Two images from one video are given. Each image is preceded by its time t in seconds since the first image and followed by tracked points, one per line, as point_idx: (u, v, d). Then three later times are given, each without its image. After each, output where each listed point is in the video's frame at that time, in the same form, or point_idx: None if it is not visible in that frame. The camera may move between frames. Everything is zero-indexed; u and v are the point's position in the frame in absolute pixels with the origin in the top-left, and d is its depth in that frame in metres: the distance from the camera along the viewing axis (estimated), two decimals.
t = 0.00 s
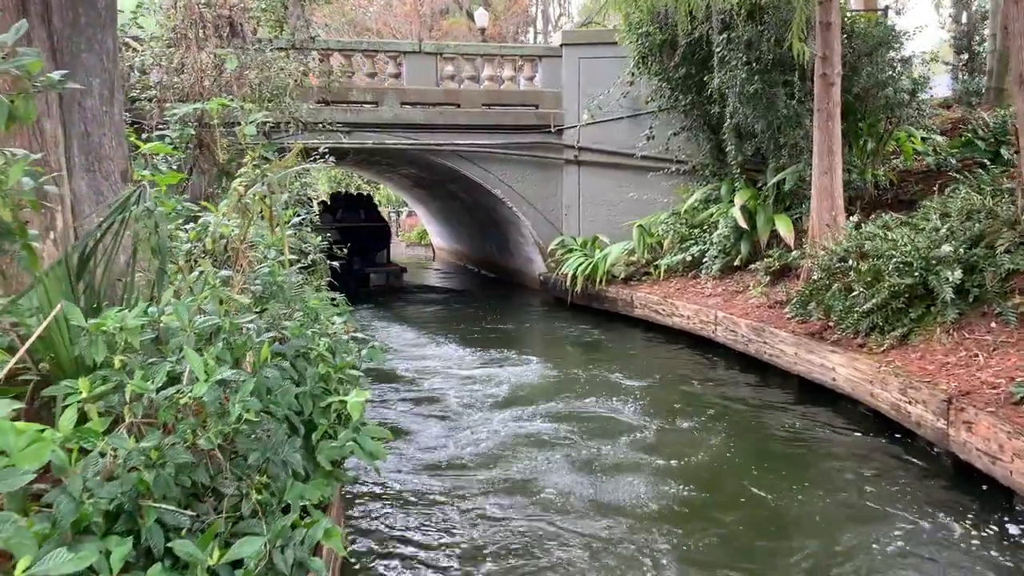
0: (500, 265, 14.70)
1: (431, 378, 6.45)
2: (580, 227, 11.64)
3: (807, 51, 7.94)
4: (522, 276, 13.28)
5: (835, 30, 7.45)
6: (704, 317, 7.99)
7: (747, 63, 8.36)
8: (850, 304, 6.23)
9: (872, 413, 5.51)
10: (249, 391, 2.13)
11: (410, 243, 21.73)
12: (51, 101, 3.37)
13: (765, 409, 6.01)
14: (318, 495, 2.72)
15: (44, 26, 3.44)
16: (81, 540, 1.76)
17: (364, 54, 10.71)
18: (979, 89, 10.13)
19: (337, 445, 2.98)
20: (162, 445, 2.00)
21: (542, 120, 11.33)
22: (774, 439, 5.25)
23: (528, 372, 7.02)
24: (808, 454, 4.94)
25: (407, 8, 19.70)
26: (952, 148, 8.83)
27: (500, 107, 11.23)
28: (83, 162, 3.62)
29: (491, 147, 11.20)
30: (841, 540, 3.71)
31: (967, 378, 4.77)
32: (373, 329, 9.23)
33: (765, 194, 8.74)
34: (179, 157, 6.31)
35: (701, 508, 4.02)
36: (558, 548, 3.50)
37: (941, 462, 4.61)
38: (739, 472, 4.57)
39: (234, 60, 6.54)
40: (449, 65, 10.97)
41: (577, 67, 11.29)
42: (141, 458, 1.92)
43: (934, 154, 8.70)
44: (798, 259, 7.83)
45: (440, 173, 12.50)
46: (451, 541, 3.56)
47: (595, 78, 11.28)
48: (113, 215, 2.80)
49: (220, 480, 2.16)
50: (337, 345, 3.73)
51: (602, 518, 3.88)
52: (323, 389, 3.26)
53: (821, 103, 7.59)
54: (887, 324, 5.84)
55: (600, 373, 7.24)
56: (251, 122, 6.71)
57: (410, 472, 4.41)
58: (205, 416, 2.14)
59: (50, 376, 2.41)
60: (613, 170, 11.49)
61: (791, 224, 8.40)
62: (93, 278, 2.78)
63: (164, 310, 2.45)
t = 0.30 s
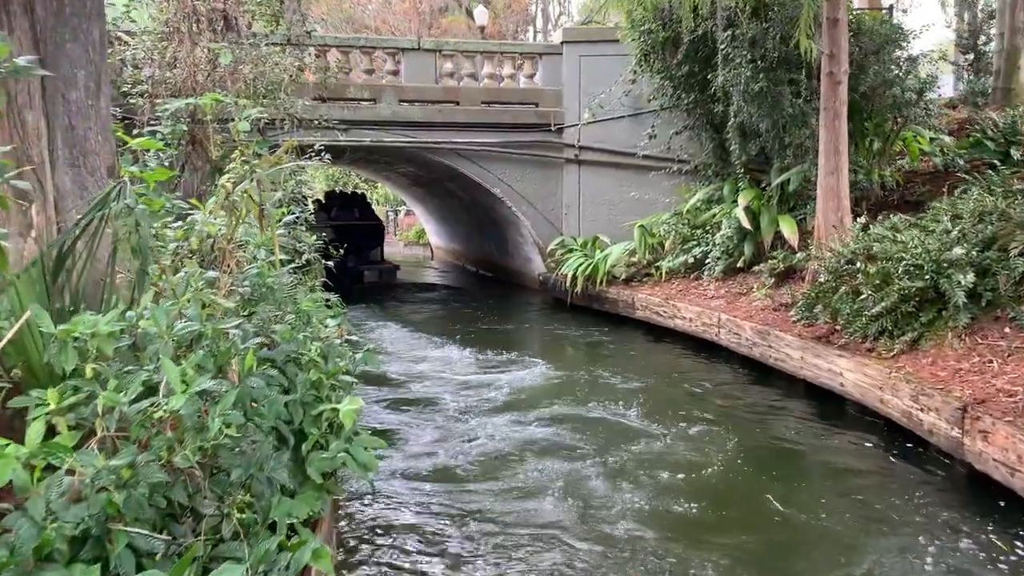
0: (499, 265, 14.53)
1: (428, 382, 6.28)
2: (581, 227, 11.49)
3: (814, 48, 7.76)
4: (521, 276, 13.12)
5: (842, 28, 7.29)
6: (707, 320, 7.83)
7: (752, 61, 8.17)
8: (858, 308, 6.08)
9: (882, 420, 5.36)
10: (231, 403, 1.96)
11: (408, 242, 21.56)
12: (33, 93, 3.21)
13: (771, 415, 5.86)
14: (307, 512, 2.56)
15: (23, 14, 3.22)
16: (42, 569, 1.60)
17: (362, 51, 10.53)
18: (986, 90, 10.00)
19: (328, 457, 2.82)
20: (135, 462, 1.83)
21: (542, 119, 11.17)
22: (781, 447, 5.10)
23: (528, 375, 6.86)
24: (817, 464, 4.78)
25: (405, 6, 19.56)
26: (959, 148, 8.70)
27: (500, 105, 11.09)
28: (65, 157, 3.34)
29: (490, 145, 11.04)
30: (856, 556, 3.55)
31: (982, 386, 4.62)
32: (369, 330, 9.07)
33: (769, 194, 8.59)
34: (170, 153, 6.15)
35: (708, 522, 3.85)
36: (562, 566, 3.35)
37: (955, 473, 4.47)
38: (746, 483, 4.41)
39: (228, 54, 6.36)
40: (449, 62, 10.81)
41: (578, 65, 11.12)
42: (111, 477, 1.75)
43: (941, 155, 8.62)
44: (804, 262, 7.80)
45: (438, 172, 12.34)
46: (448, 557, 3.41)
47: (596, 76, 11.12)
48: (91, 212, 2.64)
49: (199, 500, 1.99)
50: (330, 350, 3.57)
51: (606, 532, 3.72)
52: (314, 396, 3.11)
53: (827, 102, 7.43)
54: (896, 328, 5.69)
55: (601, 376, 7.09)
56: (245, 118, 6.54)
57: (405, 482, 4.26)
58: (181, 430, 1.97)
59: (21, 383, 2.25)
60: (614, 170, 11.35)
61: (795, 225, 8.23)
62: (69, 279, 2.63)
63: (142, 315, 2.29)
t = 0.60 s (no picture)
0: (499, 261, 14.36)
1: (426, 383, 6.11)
2: (582, 224, 11.30)
3: (822, 40, 7.59)
4: (522, 273, 12.94)
5: (851, 20, 7.13)
6: (711, 319, 7.66)
7: (758, 54, 8.02)
8: (869, 307, 5.91)
9: (894, 423, 5.19)
10: (207, 415, 1.79)
11: (407, 238, 21.38)
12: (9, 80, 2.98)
13: (779, 417, 5.70)
14: (295, 527, 2.40)
15: None
16: None
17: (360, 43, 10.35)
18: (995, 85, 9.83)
19: (318, 467, 2.67)
20: (101, 480, 1.67)
21: (542, 113, 10.97)
22: (790, 452, 4.94)
23: (528, 374, 6.69)
24: (828, 470, 4.62)
25: None
26: (969, 144, 8.53)
27: (500, 99, 10.89)
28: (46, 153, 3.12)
29: (490, 140, 10.86)
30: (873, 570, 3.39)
31: (1000, 390, 4.45)
32: (367, 328, 8.91)
33: (774, 190, 8.43)
34: (162, 146, 5.98)
35: (717, 532, 3.69)
36: None
37: (973, 480, 4.31)
38: (756, 491, 4.26)
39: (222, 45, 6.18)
40: (448, 55, 10.62)
41: (580, 59, 10.94)
42: (73, 498, 1.59)
43: (949, 150, 8.43)
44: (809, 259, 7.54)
45: (437, 167, 12.16)
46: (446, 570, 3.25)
47: (598, 70, 10.95)
48: (66, 206, 2.47)
49: (173, 520, 1.83)
50: (323, 352, 3.41)
51: (610, 543, 3.57)
52: (304, 401, 2.95)
53: (836, 97, 7.26)
54: (909, 328, 5.51)
55: (603, 375, 6.93)
56: (239, 111, 6.37)
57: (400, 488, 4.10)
58: (154, 443, 1.80)
59: None
60: (616, 165, 11.18)
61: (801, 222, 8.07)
62: (41, 278, 2.46)
63: (115, 317, 2.12)
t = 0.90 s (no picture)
0: (501, 255, 14.19)
1: (426, 382, 5.94)
2: (585, 217, 11.13)
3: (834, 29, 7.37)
4: (523, 266, 12.77)
5: (862, 9, 6.92)
6: (717, 315, 7.49)
7: (766, 44, 7.78)
8: (882, 303, 5.74)
9: (908, 423, 5.03)
10: (181, 429, 1.63)
11: (408, 232, 21.18)
12: None
13: (789, 416, 5.54)
14: (282, 543, 2.25)
15: None
16: None
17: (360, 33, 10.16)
18: (1007, 75, 9.64)
19: (309, 477, 2.52)
20: (62, 502, 1.50)
21: (545, 104, 10.78)
22: (802, 453, 4.79)
23: (531, 371, 6.53)
24: (840, 475, 4.47)
25: None
26: (982, 136, 8.36)
27: (501, 90, 10.71)
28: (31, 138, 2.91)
29: (491, 132, 10.67)
30: None
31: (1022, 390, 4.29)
32: (366, 323, 8.75)
33: (781, 183, 8.26)
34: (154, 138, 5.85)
35: (728, 542, 3.54)
36: None
37: (993, 485, 4.14)
38: (768, 496, 4.10)
39: (217, 32, 5.99)
40: (450, 45, 10.44)
41: (583, 50, 10.75)
42: (29, 523, 1.42)
43: (961, 142, 8.28)
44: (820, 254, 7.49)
45: (438, 159, 11.98)
46: None
47: (601, 60, 10.75)
48: (38, 197, 2.31)
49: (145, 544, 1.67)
50: (318, 351, 3.26)
51: (618, 554, 3.41)
52: (295, 406, 2.81)
53: (846, 87, 7.08)
54: (923, 325, 5.36)
55: (607, 372, 6.78)
56: (235, 101, 6.20)
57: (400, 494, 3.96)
58: (122, 459, 1.63)
59: None
60: (620, 158, 10.97)
61: (810, 215, 7.90)
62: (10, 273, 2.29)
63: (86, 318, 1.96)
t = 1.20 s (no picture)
0: (502, 249, 14.01)
1: (426, 381, 5.78)
2: (588, 211, 10.94)
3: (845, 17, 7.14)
4: (525, 260, 12.60)
5: None
6: (724, 311, 7.32)
7: (775, 34, 7.55)
8: (897, 300, 5.57)
9: (924, 425, 4.87)
10: (149, 448, 1.46)
11: (410, 225, 20.96)
12: None
13: (799, 417, 5.38)
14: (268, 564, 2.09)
15: None
16: None
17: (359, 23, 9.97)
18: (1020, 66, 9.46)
19: (299, 489, 2.37)
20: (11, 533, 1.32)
21: (548, 96, 10.56)
22: (816, 456, 4.62)
23: (533, 369, 6.36)
24: (856, 479, 4.30)
25: None
26: (995, 128, 8.21)
27: (502, 81, 10.51)
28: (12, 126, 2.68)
29: (492, 124, 10.47)
30: None
31: None
32: (365, 319, 8.58)
33: (790, 176, 8.13)
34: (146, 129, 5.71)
35: (744, 554, 3.36)
36: None
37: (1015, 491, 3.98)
38: (781, 503, 3.94)
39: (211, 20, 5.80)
40: (451, 35, 10.25)
41: (587, 40, 10.57)
42: None
43: (974, 134, 8.11)
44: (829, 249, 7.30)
45: (438, 150, 11.80)
46: None
47: (605, 50, 10.60)
48: (5, 189, 2.12)
49: None
50: (313, 352, 3.08)
51: (626, 566, 3.25)
52: (286, 412, 2.65)
53: (858, 78, 6.90)
54: (940, 323, 5.19)
55: (613, 369, 6.61)
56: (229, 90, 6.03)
57: (400, 503, 3.80)
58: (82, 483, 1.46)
59: None
60: (625, 151, 10.82)
61: (820, 209, 7.72)
62: None
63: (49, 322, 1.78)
